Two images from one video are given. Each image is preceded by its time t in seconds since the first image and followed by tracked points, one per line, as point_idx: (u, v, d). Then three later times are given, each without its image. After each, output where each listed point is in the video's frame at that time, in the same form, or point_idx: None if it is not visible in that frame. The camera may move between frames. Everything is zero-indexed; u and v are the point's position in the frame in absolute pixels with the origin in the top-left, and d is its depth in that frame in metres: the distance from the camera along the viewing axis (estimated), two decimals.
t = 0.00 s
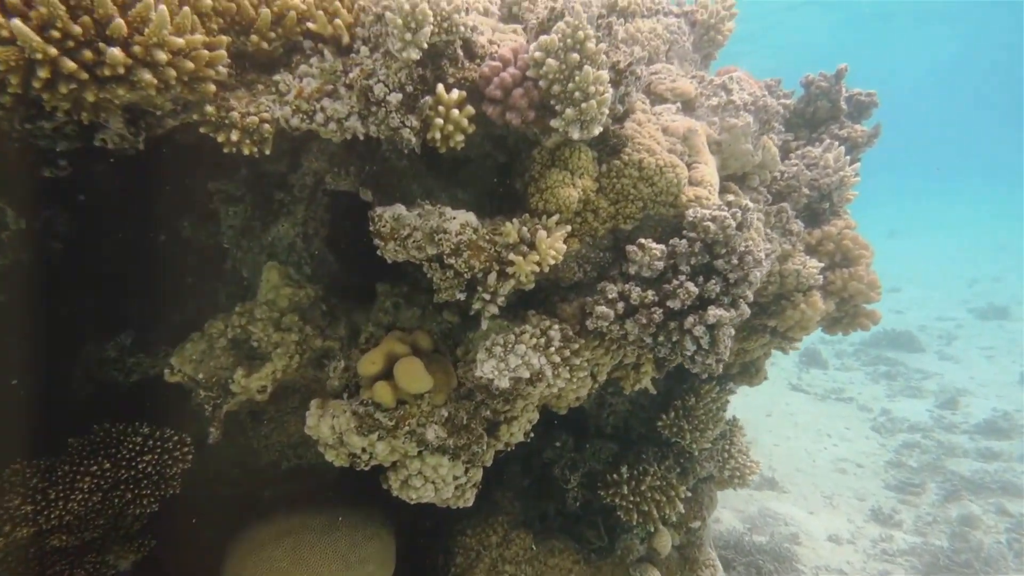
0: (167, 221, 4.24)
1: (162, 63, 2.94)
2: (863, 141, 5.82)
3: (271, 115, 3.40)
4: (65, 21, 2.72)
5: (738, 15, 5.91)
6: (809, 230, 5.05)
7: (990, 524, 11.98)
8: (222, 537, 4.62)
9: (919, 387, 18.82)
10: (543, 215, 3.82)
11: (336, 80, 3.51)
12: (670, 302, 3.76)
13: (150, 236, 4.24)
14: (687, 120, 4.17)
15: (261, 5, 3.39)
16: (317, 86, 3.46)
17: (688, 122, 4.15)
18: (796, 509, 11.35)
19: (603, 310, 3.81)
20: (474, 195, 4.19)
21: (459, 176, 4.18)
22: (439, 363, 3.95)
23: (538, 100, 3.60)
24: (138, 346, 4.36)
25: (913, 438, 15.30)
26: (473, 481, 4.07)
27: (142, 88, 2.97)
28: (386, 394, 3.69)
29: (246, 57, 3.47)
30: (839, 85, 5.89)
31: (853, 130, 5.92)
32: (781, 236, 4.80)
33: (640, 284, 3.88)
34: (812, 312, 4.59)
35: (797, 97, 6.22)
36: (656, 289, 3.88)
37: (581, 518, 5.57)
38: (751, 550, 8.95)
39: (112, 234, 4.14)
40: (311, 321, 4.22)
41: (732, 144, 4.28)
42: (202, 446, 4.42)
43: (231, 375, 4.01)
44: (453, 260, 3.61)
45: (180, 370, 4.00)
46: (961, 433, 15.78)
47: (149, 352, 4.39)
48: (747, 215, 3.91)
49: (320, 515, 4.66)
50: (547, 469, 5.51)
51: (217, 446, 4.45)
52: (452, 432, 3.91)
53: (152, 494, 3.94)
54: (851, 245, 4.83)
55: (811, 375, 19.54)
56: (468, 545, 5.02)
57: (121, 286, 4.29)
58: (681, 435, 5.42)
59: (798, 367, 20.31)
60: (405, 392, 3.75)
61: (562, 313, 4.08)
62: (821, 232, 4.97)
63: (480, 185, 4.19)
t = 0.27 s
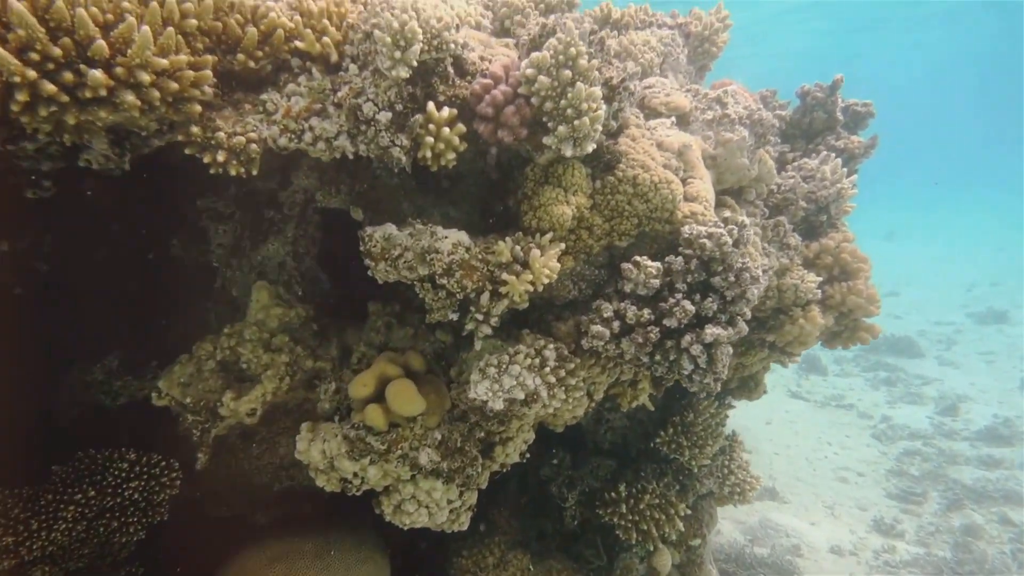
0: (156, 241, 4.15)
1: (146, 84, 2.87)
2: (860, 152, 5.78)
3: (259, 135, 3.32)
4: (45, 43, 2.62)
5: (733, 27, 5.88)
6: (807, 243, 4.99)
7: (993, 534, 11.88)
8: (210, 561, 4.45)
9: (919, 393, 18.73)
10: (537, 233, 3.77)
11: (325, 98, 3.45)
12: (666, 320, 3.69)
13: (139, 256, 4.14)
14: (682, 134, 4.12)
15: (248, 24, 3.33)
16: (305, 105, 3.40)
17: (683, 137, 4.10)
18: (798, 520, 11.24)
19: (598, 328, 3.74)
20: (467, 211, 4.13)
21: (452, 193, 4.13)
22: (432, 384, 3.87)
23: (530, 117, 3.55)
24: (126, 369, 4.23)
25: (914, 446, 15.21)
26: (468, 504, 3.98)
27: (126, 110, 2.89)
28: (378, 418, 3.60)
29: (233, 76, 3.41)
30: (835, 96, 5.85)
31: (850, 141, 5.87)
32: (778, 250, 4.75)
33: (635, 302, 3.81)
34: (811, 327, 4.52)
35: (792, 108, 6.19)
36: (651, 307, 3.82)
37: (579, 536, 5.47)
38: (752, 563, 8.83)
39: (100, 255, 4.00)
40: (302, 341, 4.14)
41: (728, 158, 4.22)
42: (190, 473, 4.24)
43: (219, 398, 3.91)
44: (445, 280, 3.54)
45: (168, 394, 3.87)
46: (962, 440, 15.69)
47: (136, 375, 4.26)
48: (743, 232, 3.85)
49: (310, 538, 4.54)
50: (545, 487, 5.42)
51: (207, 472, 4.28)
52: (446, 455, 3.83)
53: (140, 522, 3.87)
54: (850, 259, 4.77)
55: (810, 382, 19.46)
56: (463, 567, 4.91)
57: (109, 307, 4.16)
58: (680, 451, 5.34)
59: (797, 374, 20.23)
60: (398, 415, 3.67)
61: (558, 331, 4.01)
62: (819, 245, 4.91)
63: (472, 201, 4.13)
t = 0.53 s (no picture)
0: (147, 259, 4.07)
1: (132, 104, 2.80)
2: (859, 163, 5.73)
3: (248, 154, 3.26)
4: (28, 64, 2.54)
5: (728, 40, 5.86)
6: (806, 257, 4.94)
7: (997, 546, 11.77)
8: None
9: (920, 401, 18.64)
10: (532, 250, 3.72)
11: (316, 116, 3.40)
12: (663, 339, 3.63)
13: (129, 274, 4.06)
14: (678, 149, 4.08)
15: (237, 42, 3.29)
16: (295, 124, 3.36)
17: (680, 152, 4.06)
18: (800, 532, 11.12)
19: (594, 347, 3.68)
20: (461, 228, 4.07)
21: (446, 210, 4.07)
22: (426, 405, 3.80)
23: (524, 134, 3.51)
24: (115, 389, 4.13)
25: (915, 455, 15.11)
26: (464, 526, 3.90)
27: (112, 130, 2.81)
28: (371, 441, 3.52)
29: (223, 95, 3.36)
30: (833, 107, 5.81)
31: (848, 152, 5.83)
32: (777, 264, 4.69)
33: (632, 320, 3.75)
34: (811, 342, 4.46)
35: (789, 119, 6.15)
36: (649, 326, 3.75)
37: (578, 554, 5.35)
38: None
39: (90, 274, 3.91)
40: (294, 361, 4.05)
41: (725, 173, 4.17)
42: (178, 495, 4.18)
43: (209, 421, 3.81)
44: (439, 299, 3.48)
45: (157, 416, 3.76)
46: (964, 449, 15.59)
47: (126, 396, 4.17)
48: (741, 248, 3.80)
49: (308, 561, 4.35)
50: (543, 505, 5.33)
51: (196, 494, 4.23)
52: (441, 477, 3.76)
53: (128, 548, 3.77)
54: (849, 273, 4.72)
55: (810, 390, 19.37)
56: None
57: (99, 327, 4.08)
58: (680, 468, 5.25)
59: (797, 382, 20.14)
60: (391, 437, 3.59)
61: (554, 349, 3.95)
62: (818, 260, 4.86)
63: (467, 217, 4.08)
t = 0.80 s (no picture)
0: (140, 279, 3.96)
1: (122, 129, 2.76)
2: (862, 180, 5.67)
3: (241, 178, 3.21)
4: (15, 90, 2.48)
5: (729, 56, 5.83)
6: (809, 276, 4.87)
7: (1007, 564, 11.59)
8: None
9: (927, 413, 18.44)
10: (530, 273, 3.65)
11: (311, 139, 3.36)
12: (664, 363, 3.55)
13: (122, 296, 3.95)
14: (678, 169, 4.03)
15: (231, 65, 3.26)
16: (289, 146, 3.31)
17: (680, 172, 4.01)
18: (806, 549, 10.95)
19: (594, 372, 3.60)
20: (459, 249, 4.01)
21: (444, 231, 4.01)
22: (423, 431, 3.72)
23: (521, 156, 3.47)
24: (107, 414, 4.02)
25: (923, 469, 14.92)
26: (462, 555, 3.81)
27: (101, 156, 2.77)
28: (366, 468, 3.44)
29: (216, 118, 3.33)
30: (835, 123, 5.75)
31: (851, 169, 5.77)
32: (780, 284, 4.62)
33: (632, 344, 3.67)
34: (815, 364, 4.38)
35: (791, 136, 6.11)
36: (649, 349, 3.68)
37: None
38: None
39: (81, 294, 3.81)
40: (289, 385, 3.98)
41: (726, 193, 4.11)
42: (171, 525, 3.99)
43: (202, 448, 3.74)
44: (435, 324, 3.40)
45: (149, 443, 3.69)
46: (972, 464, 15.39)
47: (118, 421, 4.04)
48: (743, 271, 3.73)
49: None
50: (544, 528, 5.21)
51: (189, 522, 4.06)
52: (437, 505, 3.66)
53: None
54: (853, 293, 4.65)
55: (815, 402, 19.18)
56: None
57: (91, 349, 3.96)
58: (682, 491, 5.15)
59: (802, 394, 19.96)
60: (387, 465, 3.51)
61: (554, 373, 3.87)
62: (821, 279, 4.79)
63: (464, 239, 4.02)
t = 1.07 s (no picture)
0: (137, 297, 3.88)
1: (112, 151, 2.70)
2: (868, 194, 5.59)
3: (235, 198, 3.15)
4: (3, 113, 2.42)
5: (731, 69, 5.78)
6: (815, 293, 4.78)
7: None
8: None
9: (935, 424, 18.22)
10: (530, 293, 3.58)
11: (306, 158, 3.30)
12: (667, 386, 3.46)
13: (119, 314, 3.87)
14: (680, 186, 3.97)
15: (226, 84, 3.21)
16: (285, 166, 3.25)
17: (682, 189, 3.95)
18: (814, 565, 10.77)
19: (596, 394, 3.52)
20: (458, 268, 3.95)
21: (442, 249, 3.94)
22: (421, 454, 3.63)
23: (520, 175, 3.41)
24: (103, 436, 3.92)
25: (932, 482, 14.71)
26: None
27: (92, 178, 2.71)
28: (362, 494, 3.35)
29: (210, 137, 3.28)
30: (840, 137, 5.69)
31: (857, 182, 5.69)
32: (785, 301, 4.53)
33: (634, 365, 3.59)
34: (822, 383, 4.28)
35: (795, 149, 6.04)
36: (652, 371, 3.59)
37: None
38: None
39: (77, 313, 3.73)
40: (285, 406, 3.90)
41: (729, 211, 4.05)
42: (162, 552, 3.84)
43: (196, 471, 3.66)
44: (433, 345, 3.32)
45: (142, 467, 3.59)
46: (982, 476, 15.18)
47: (113, 442, 3.95)
48: (747, 291, 3.65)
49: None
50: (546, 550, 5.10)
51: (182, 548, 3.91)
52: (436, 531, 3.57)
53: None
54: (860, 310, 4.56)
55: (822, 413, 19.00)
56: None
57: (86, 368, 3.88)
58: (687, 511, 5.03)
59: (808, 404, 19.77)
60: (384, 490, 3.42)
61: (555, 394, 3.79)
62: (828, 295, 4.70)
63: (463, 257, 3.95)
